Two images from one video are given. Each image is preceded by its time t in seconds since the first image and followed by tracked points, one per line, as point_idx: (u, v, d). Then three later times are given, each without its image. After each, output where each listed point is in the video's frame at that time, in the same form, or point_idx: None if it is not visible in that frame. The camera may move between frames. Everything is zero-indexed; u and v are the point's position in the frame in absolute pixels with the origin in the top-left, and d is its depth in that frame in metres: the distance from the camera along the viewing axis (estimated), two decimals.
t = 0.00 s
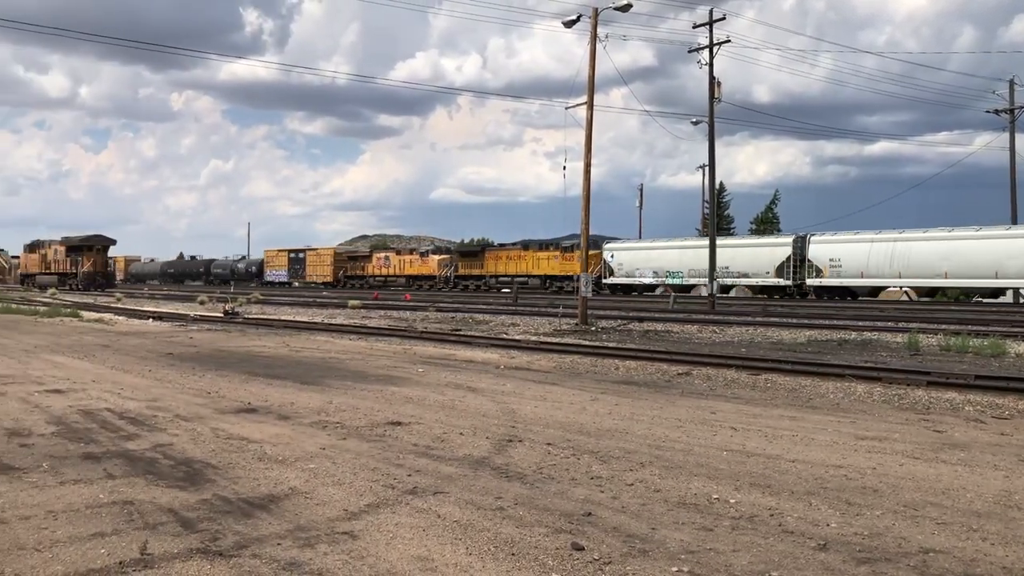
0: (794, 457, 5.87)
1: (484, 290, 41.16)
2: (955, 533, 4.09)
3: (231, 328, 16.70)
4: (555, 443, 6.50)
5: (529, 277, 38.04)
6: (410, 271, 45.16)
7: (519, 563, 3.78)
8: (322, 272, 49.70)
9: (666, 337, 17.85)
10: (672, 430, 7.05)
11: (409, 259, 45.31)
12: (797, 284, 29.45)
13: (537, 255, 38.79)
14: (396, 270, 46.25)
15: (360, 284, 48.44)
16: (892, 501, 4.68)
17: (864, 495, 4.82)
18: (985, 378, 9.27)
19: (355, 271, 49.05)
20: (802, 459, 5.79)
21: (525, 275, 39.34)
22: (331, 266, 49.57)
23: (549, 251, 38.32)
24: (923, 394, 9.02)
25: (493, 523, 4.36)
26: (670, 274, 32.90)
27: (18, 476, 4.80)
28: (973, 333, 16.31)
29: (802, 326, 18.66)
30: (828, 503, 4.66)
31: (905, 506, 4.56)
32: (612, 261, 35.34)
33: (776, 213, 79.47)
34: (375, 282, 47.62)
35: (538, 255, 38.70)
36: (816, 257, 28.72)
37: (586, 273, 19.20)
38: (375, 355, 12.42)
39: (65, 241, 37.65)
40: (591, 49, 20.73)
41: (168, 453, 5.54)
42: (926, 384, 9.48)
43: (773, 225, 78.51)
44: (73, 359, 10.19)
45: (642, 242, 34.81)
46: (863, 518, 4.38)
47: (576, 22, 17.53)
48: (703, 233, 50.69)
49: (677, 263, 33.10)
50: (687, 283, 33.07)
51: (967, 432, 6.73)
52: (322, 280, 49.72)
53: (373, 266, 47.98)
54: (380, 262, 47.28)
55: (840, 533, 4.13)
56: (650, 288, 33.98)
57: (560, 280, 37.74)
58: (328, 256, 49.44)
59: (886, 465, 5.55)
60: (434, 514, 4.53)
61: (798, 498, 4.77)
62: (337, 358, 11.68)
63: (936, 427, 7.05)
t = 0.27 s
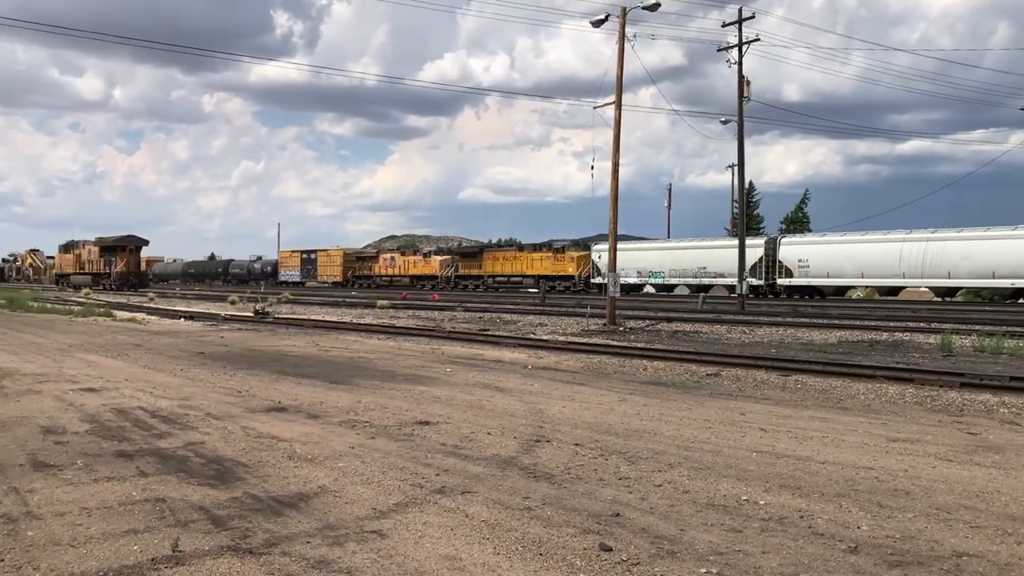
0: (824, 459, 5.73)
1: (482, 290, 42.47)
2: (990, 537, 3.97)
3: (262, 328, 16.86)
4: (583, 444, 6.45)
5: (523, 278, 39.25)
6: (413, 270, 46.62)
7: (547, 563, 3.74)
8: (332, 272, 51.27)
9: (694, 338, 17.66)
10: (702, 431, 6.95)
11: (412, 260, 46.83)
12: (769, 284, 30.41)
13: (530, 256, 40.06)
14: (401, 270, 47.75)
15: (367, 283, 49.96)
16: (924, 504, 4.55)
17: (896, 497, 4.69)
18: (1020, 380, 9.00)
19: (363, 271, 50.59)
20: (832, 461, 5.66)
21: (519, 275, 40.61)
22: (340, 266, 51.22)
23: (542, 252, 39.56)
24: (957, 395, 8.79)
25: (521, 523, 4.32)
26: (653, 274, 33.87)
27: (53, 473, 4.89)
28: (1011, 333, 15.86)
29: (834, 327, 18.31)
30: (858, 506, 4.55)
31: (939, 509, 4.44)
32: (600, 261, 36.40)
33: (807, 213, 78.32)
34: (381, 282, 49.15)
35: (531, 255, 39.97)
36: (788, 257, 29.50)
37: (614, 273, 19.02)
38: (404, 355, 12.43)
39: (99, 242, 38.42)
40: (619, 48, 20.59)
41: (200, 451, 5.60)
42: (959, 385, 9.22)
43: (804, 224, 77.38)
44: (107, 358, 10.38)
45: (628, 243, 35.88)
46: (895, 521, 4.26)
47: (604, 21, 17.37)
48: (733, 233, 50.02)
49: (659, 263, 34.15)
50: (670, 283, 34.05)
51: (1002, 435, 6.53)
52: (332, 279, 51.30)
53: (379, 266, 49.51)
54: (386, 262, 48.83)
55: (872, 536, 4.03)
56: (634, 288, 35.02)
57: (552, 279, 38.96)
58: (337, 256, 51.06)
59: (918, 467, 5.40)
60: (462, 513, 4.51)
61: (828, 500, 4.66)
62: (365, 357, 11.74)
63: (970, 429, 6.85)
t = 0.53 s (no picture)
0: (845, 460, 5.65)
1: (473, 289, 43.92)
2: (1015, 540, 3.89)
3: (282, 327, 16.98)
4: (602, 444, 6.42)
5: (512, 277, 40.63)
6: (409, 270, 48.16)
7: (566, 563, 3.72)
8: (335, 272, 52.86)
9: (714, 338, 17.51)
10: (721, 432, 6.87)
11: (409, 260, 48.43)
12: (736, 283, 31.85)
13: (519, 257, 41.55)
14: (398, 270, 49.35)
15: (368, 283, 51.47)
16: (947, 505, 4.46)
17: (918, 499, 4.60)
18: None
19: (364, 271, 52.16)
20: (853, 462, 5.57)
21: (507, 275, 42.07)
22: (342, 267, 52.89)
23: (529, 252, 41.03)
24: (980, 396, 8.63)
25: (540, 523, 4.30)
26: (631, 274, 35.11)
27: (77, 471, 4.95)
28: None
29: (855, 327, 18.10)
30: (880, 507, 4.47)
31: (962, 511, 4.35)
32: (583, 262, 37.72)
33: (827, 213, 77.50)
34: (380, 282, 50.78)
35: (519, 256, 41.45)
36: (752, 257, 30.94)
37: (633, 274, 18.88)
38: (423, 355, 12.43)
39: (121, 242, 38.96)
40: (639, 48, 20.47)
41: (221, 450, 5.64)
42: (982, 387, 9.05)
43: (825, 224, 76.57)
44: (129, 357, 10.52)
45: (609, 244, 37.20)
46: (917, 522, 4.18)
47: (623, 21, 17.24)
48: (753, 233, 49.51)
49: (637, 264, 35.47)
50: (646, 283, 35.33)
51: None
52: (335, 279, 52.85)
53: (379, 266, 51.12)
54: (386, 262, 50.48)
55: (893, 537, 3.96)
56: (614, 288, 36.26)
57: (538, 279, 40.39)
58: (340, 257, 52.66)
59: (941, 469, 5.30)
60: (481, 513, 4.49)
61: (849, 501, 4.58)
62: (385, 357, 11.77)
63: (994, 430, 6.72)
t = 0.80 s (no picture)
0: (860, 460, 5.58)
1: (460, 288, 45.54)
2: None
3: (296, 327, 17.06)
4: (616, 444, 6.39)
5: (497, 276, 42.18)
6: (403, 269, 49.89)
7: (580, 564, 3.69)
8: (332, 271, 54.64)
9: (729, 338, 17.39)
10: (736, 432, 6.81)
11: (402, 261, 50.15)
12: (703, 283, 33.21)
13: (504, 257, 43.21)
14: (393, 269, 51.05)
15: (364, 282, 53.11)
16: (964, 507, 4.40)
17: (935, 500, 4.53)
18: None
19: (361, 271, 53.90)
20: (869, 463, 5.50)
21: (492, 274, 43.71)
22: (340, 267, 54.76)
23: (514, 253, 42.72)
24: (997, 397, 8.50)
25: (553, 523, 4.28)
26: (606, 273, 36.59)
27: (93, 470, 4.99)
28: None
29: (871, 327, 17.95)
30: (895, 508, 4.41)
31: (980, 513, 4.28)
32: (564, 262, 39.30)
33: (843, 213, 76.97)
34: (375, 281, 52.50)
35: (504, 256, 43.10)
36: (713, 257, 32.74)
37: (647, 274, 18.79)
38: (437, 355, 12.45)
39: (138, 242, 39.34)
40: (653, 47, 20.37)
41: (236, 449, 5.67)
42: (1000, 388, 8.90)
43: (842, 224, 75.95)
44: (146, 356, 10.63)
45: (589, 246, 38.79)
46: (933, 524, 4.12)
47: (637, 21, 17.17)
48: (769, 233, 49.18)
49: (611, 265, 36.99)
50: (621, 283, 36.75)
51: None
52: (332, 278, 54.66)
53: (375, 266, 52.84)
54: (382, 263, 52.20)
55: (910, 539, 3.90)
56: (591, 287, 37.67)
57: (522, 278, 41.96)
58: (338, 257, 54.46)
59: (959, 470, 5.22)
60: (495, 513, 4.48)
61: (864, 502, 4.52)
62: (399, 357, 11.81)
63: (1012, 431, 6.62)
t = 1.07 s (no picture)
0: (873, 461, 5.53)
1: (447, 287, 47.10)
2: None
3: (308, 327, 17.09)
4: (628, 444, 6.37)
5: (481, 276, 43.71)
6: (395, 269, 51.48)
7: (591, 564, 3.68)
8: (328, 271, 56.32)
9: (741, 338, 17.29)
10: (748, 433, 6.77)
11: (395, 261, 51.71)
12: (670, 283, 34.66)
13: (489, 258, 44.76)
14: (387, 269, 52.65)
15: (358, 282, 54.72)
16: (978, 508, 4.34)
17: (949, 501, 4.48)
18: None
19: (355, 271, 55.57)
20: (882, 463, 5.45)
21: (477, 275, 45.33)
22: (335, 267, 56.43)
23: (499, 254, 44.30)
24: (1011, 398, 8.43)
25: (565, 523, 4.26)
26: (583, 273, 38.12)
27: (107, 468, 5.02)
28: None
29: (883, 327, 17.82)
30: (908, 509, 4.36)
31: (994, 515, 4.22)
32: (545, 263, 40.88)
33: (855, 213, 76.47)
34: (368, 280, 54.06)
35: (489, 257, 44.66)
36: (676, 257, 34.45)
37: (658, 274, 18.72)
38: (448, 354, 12.44)
39: (150, 242, 39.68)
40: (664, 46, 20.28)
41: (248, 449, 5.69)
42: (1015, 389, 8.85)
43: (855, 224, 75.45)
44: (159, 356, 10.72)
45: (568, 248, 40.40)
46: (947, 525, 4.07)
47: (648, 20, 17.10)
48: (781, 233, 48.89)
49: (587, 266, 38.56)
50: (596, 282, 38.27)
51: None
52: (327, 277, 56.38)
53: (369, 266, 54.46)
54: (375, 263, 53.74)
55: (923, 541, 3.86)
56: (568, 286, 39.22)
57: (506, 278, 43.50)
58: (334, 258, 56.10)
59: (973, 471, 5.16)
60: (507, 513, 4.47)
61: (877, 503, 4.47)
62: (411, 356, 11.83)
63: None
